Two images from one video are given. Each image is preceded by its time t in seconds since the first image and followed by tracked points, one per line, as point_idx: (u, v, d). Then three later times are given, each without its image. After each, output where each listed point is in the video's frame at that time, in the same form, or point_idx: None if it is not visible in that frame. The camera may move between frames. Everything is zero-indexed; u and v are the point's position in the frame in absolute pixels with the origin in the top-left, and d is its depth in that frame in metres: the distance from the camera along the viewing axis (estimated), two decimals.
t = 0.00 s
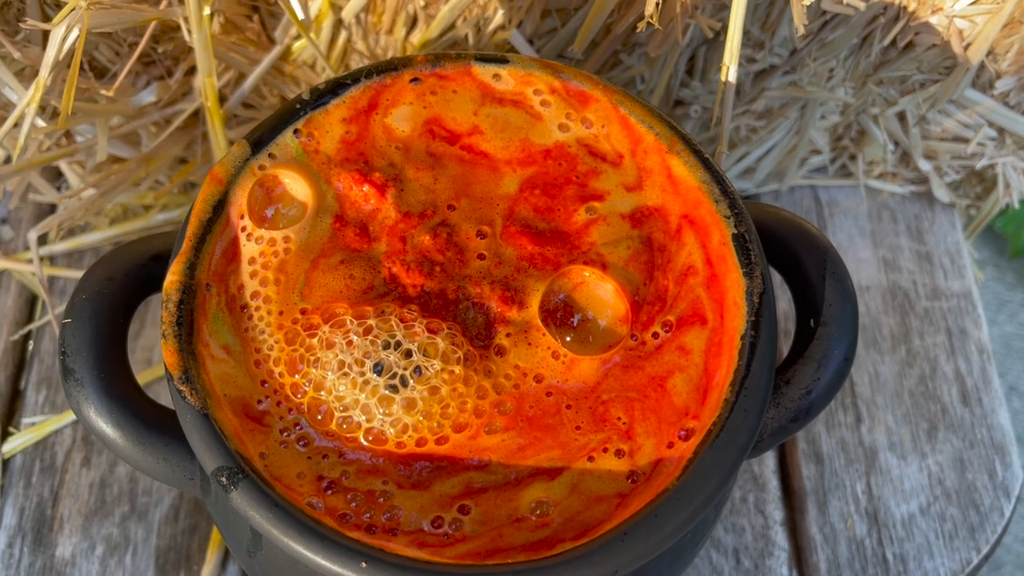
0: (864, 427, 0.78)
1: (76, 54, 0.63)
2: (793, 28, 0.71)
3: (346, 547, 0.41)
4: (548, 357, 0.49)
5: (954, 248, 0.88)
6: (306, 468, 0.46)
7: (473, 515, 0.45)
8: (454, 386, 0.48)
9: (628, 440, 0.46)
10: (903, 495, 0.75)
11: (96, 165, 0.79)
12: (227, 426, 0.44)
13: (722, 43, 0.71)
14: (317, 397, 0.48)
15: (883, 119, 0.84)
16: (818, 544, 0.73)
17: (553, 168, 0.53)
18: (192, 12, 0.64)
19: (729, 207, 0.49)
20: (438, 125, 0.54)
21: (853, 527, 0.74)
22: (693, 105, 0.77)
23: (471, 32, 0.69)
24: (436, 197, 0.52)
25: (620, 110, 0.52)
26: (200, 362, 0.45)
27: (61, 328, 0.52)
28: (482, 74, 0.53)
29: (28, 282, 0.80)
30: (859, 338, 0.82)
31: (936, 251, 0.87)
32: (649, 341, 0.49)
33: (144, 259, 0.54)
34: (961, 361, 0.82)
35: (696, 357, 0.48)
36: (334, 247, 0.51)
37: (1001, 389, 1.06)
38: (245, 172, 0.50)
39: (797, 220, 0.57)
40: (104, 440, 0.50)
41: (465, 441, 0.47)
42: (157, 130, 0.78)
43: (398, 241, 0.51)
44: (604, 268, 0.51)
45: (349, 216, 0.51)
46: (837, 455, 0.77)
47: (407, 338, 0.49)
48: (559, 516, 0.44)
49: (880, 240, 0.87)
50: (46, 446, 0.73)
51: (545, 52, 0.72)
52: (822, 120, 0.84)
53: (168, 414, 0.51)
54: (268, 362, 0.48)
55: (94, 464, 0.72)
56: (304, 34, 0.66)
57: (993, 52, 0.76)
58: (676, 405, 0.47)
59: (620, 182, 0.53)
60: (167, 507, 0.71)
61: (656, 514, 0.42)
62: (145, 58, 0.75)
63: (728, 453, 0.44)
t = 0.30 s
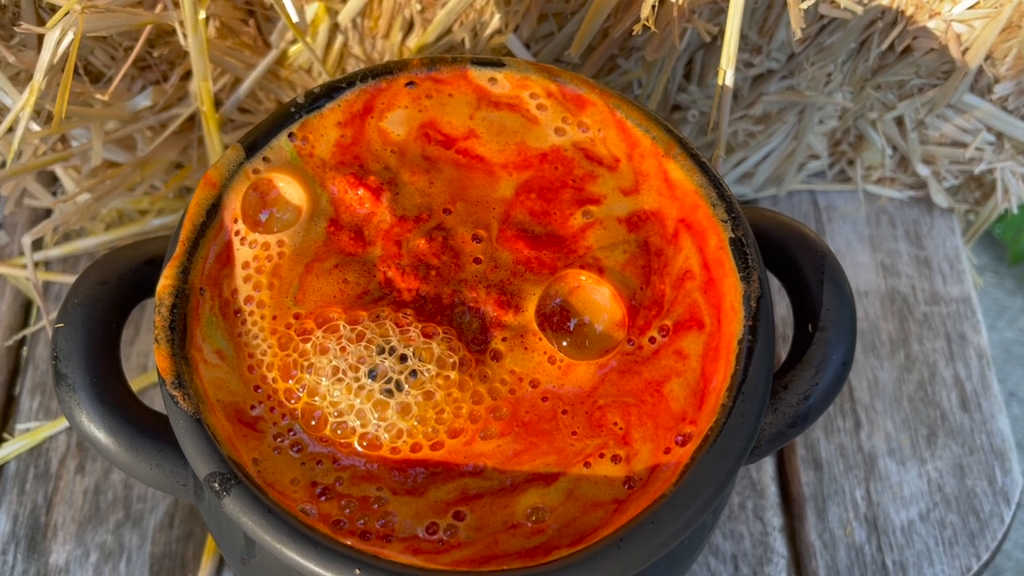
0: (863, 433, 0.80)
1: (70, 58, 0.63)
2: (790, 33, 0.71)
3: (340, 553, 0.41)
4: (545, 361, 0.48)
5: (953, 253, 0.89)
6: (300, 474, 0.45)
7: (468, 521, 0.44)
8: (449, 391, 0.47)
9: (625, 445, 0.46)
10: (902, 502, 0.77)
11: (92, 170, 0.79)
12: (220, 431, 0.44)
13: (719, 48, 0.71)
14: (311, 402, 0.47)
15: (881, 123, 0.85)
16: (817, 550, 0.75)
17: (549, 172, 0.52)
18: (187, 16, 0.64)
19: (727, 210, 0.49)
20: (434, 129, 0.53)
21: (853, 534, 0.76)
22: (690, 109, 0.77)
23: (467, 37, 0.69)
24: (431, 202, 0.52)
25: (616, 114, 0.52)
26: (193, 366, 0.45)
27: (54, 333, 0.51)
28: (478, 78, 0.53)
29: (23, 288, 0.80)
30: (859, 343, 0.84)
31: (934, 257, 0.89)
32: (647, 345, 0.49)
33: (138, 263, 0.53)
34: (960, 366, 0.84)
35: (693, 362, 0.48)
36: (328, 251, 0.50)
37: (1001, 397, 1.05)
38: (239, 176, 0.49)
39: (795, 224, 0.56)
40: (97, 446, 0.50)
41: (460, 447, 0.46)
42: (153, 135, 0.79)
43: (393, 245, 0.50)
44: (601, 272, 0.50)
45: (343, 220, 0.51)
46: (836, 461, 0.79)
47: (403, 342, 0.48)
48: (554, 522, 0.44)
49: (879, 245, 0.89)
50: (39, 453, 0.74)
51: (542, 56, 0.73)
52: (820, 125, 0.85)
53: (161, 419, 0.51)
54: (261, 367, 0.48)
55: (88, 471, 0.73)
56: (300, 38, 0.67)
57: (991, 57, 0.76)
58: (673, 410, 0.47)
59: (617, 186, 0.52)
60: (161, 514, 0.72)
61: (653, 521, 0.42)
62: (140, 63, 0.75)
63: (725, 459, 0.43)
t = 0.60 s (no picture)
0: (863, 439, 0.81)
1: (73, 65, 0.64)
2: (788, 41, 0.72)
3: (341, 557, 0.41)
4: (545, 366, 0.48)
5: (951, 260, 0.90)
6: (301, 478, 0.45)
7: (469, 525, 0.44)
8: (450, 395, 0.48)
9: (626, 449, 0.46)
10: (902, 508, 0.78)
11: (93, 178, 0.80)
12: (222, 436, 0.44)
13: (718, 56, 0.72)
14: (313, 407, 0.47)
15: (879, 131, 0.85)
16: (817, 557, 0.76)
17: (549, 179, 0.53)
18: (190, 24, 0.65)
19: (726, 216, 0.49)
20: (435, 136, 0.53)
21: (853, 541, 0.77)
22: (690, 117, 0.78)
23: (468, 46, 0.70)
24: (433, 207, 0.52)
25: (616, 120, 0.52)
26: (195, 371, 0.45)
27: (57, 338, 0.51)
28: (478, 85, 0.53)
29: (24, 295, 0.80)
30: (858, 350, 0.85)
31: (933, 264, 0.90)
32: (647, 350, 0.49)
33: (141, 269, 0.54)
34: (959, 373, 0.85)
35: (693, 367, 0.48)
36: (330, 257, 0.50)
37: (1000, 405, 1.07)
38: (241, 182, 0.50)
39: (794, 230, 0.57)
40: (99, 451, 0.50)
41: (461, 451, 0.46)
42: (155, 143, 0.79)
43: (395, 251, 0.51)
44: (601, 277, 0.50)
45: (345, 226, 0.51)
46: (836, 467, 0.80)
47: (405, 347, 0.48)
48: (555, 526, 0.44)
49: (878, 253, 0.90)
50: (40, 460, 0.74)
51: (543, 63, 0.73)
52: (818, 133, 0.85)
53: (163, 424, 0.51)
54: (263, 372, 0.48)
55: (88, 477, 0.73)
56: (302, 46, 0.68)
57: (988, 64, 0.76)
58: (673, 414, 0.47)
59: (617, 193, 0.52)
60: (161, 520, 0.72)
61: (654, 524, 0.42)
62: (143, 71, 0.75)
63: (725, 463, 0.43)
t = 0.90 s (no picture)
0: (863, 445, 0.81)
1: (80, 72, 0.64)
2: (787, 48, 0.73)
3: (344, 555, 0.41)
4: (547, 368, 0.49)
5: (950, 267, 0.91)
6: (305, 479, 0.45)
7: (472, 525, 0.44)
8: (452, 397, 0.48)
9: (627, 450, 0.46)
10: (902, 514, 0.78)
11: (97, 186, 0.80)
12: (226, 437, 0.44)
13: (717, 64, 0.72)
14: (316, 408, 0.47)
15: (877, 139, 0.86)
16: (819, 562, 0.76)
17: (551, 183, 0.53)
18: (194, 32, 0.66)
19: (726, 220, 0.49)
20: (437, 141, 0.54)
21: (854, 546, 0.77)
22: (689, 125, 0.78)
23: (470, 53, 0.71)
24: (435, 211, 0.52)
25: (617, 125, 0.53)
26: (200, 373, 0.46)
27: (61, 340, 0.52)
28: (481, 91, 0.54)
29: (28, 302, 0.81)
30: (858, 356, 0.86)
31: (931, 271, 0.90)
32: (648, 352, 0.49)
33: (146, 272, 0.54)
34: (958, 379, 0.85)
35: (694, 368, 0.48)
36: (333, 260, 0.51)
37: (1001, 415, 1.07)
38: (245, 186, 0.50)
39: (793, 234, 0.57)
40: (103, 453, 0.50)
41: (464, 452, 0.47)
42: (158, 150, 0.80)
43: (397, 254, 0.51)
44: (602, 280, 0.51)
45: (348, 229, 0.51)
46: (836, 473, 0.80)
47: (408, 349, 0.48)
48: (557, 526, 0.44)
49: (877, 260, 0.90)
50: (43, 466, 0.74)
51: (544, 71, 0.74)
52: (817, 140, 0.86)
53: (167, 426, 0.51)
54: (267, 374, 0.48)
55: (91, 484, 0.74)
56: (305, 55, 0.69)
57: (985, 72, 0.77)
58: (674, 415, 0.47)
59: (618, 196, 0.53)
60: (163, 527, 0.72)
61: (656, 523, 0.42)
62: (147, 79, 0.76)
63: (726, 464, 0.44)
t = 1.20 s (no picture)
0: (863, 448, 0.82)
1: (88, 76, 0.65)
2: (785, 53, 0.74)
3: (351, 544, 0.42)
4: (551, 361, 0.49)
5: (948, 272, 0.92)
6: (311, 471, 0.46)
7: (477, 516, 0.45)
8: (457, 389, 0.48)
9: (630, 442, 0.47)
10: (903, 516, 0.79)
11: (102, 191, 0.81)
12: (233, 428, 0.45)
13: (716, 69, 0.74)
14: (323, 401, 0.48)
15: (874, 144, 0.87)
16: (820, 564, 0.76)
17: (553, 181, 0.54)
18: (201, 38, 0.67)
19: (727, 216, 0.50)
20: (441, 140, 0.55)
21: (855, 548, 0.77)
22: (688, 130, 0.79)
23: (472, 59, 0.72)
24: (439, 209, 0.53)
25: (618, 125, 0.54)
26: (207, 366, 0.46)
27: (70, 337, 0.52)
28: (484, 91, 0.55)
29: (33, 307, 0.82)
30: (857, 360, 0.86)
31: (930, 276, 0.91)
32: (650, 346, 0.50)
33: (153, 270, 0.55)
34: (957, 383, 0.86)
35: (695, 362, 0.49)
36: (339, 257, 0.51)
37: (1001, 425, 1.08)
38: (253, 184, 0.51)
39: (793, 232, 0.58)
40: (111, 447, 0.50)
41: (468, 444, 0.47)
42: (164, 155, 0.81)
43: (402, 251, 0.51)
44: (605, 275, 0.51)
45: (354, 226, 0.52)
46: (837, 476, 0.81)
47: (414, 343, 0.49)
48: (561, 517, 0.45)
49: (875, 265, 0.91)
50: (47, 469, 0.75)
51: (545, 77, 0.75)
52: (815, 145, 0.87)
53: (174, 421, 0.52)
54: (274, 368, 0.48)
55: (94, 487, 0.74)
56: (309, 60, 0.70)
57: (980, 77, 0.78)
58: (676, 408, 0.48)
59: (620, 194, 0.54)
60: (167, 529, 0.73)
61: (659, 513, 0.43)
62: (153, 85, 0.77)
63: (727, 455, 0.44)
